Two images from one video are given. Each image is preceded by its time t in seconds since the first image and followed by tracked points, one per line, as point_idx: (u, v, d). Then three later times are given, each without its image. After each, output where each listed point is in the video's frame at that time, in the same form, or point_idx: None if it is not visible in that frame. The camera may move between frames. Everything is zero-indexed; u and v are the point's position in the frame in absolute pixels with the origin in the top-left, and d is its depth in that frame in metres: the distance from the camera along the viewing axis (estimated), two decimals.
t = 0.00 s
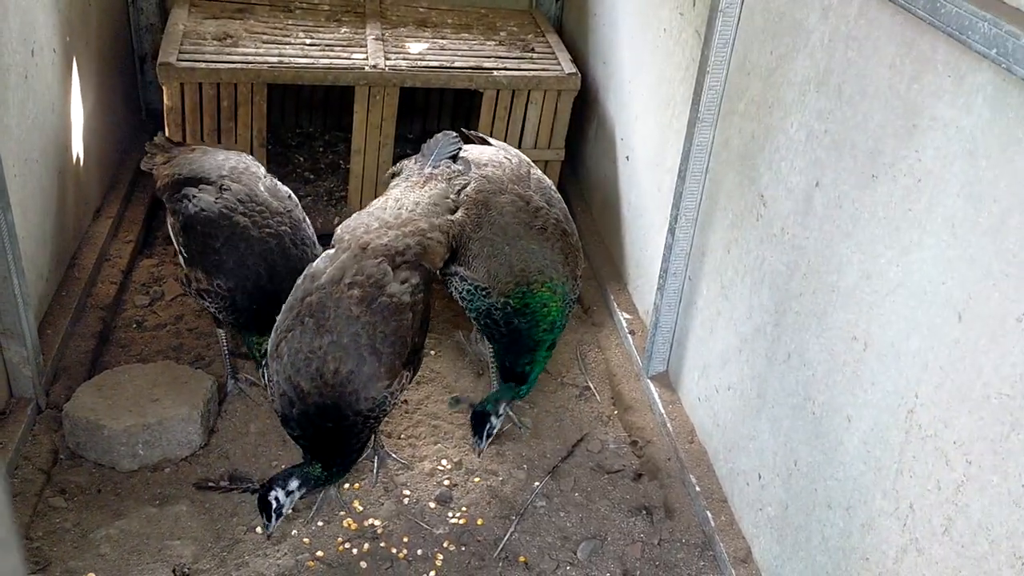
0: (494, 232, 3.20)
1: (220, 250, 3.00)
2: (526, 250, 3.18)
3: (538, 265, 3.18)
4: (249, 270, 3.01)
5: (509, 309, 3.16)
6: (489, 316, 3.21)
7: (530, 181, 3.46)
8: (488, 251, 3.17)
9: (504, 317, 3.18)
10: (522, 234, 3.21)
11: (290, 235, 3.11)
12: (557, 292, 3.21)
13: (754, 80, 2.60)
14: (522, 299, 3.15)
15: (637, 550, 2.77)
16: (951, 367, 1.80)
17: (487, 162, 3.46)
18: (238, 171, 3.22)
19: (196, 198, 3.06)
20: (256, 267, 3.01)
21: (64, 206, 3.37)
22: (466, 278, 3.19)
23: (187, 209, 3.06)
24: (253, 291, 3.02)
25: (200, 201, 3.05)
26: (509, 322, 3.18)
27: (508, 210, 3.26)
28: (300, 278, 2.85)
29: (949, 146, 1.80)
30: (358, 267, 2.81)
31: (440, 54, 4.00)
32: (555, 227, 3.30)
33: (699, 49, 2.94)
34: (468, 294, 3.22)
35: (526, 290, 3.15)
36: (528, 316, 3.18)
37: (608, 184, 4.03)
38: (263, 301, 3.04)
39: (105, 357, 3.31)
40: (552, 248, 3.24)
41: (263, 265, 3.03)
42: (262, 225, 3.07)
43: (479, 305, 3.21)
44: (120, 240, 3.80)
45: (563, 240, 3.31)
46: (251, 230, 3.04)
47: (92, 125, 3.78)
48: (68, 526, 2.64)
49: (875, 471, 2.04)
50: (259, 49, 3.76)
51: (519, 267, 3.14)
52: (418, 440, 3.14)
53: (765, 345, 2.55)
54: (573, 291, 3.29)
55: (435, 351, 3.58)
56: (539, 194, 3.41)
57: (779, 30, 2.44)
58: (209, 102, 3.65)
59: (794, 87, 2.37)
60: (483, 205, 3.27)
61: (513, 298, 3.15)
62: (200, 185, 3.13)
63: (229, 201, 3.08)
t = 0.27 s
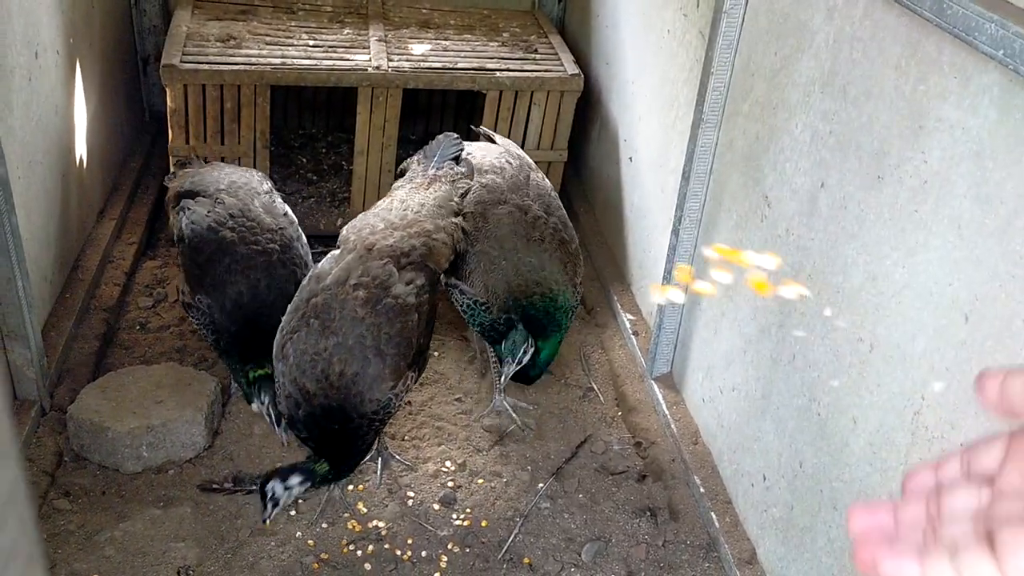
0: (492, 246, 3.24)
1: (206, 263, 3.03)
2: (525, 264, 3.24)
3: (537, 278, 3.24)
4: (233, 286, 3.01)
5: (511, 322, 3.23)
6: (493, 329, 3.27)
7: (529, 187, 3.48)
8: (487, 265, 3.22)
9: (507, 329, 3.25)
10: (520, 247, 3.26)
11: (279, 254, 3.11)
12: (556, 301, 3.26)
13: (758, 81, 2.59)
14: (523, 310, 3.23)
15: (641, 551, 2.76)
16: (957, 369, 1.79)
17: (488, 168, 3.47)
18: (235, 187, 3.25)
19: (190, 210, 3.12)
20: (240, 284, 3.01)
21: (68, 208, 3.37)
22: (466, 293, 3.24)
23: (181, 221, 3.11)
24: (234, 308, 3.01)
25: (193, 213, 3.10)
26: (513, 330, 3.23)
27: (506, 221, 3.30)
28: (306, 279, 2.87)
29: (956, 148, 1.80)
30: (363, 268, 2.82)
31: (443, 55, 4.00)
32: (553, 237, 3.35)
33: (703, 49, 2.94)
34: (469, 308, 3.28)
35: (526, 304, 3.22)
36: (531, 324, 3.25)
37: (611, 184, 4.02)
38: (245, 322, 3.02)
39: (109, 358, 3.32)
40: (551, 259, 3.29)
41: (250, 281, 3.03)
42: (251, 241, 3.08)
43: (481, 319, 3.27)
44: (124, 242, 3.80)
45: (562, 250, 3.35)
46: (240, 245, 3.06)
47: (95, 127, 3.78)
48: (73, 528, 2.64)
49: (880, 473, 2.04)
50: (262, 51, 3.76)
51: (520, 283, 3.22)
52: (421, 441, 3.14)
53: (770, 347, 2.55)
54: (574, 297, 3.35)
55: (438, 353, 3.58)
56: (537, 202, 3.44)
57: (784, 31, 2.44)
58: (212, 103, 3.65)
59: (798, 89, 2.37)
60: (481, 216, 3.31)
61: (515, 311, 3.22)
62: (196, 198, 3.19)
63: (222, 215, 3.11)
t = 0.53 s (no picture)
0: (491, 237, 3.31)
1: (208, 276, 3.04)
2: (521, 254, 3.28)
3: (532, 267, 3.25)
4: (234, 298, 3.01)
5: (506, 309, 3.21)
6: (486, 316, 3.28)
7: (529, 182, 3.55)
8: (484, 254, 3.28)
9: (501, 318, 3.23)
10: (517, 238, 3.32)
11: (282, 264, 3.11)
12: (552, 292, 3.25)
13: (761, 88, 2.59)
14: (517, 298, 3.20)
15: (641, 559, 2.76)
16: (959, 379, 1.79)
17: (489, 162, 3.56)
18: (234, 199, 3.26)
19: (190, 224, 3.15)
20: (242, 295, 3.01)
21: (70, 211, 3.37)
22: (462, 280, 3.28)
23: (182, 236, 3.15)
24: (239, 319, 2.99)
25: (193, 228, 3.14)
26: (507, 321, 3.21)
27: (505, 213, 3.37)
28: (309, 285, 2.87)
29: (959, 157, 1.80)
30: (368, 275, 2.82)
31: (445, 59, 4.00)
32: (551, 229, 3.40)
33: (706, 55, 2.94)
34: (464, 296, 3.31)
35: (521, 290, 3.20)
36: (524, 313, 3.19)
37: (613, 189, 4.02)
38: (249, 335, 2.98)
39: (110, 362, 3.31)
40: (548, 251, 3.33)
41: (251, 292, 3.03)
42: (253, 253, 3.09)
43: (477, 307, 3.28)
44: (126, 245, 3.80)
45: (560, 244, 3.39)
46: (240, 257, 3.07)
47: (97, 129, 3.78)
48: (73, 532, 2.63)
49: (882, 482, 2.03)
50: (264, 54, 3.76)
51: (516, 270, 3.23)
52: (422, 446, 3.13)
53: (771, 354, 2.55)
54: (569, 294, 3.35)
55: (439, 357, 3.57)
56: (537, 197, 3.50)
57: (786, 39, 2.44)
58: (215, 107, 3.65)
59: (800, 97, 2.36)
60: (480, 209, 3.39)
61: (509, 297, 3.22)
62: (197, 212, 3.22)
63: (223, 228, 3.13)
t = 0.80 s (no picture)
0: (493, 234, 3.28)
1: (211, 272, 3.03)
2: (524, 250, 3.26)
3: (536, 263, 3.25)
4: (237, 295, 3.01)
5: (510, 306, 3.22)
6: (493, 314, 3.29)
7: (533, 179, 3.54)
8: (486, 250, 3.25)
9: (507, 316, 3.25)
10: (520, 233, 3.29)
11: (285, 261, 3.10)
12: (557, 288, 3.26)
13: (761, 86, 2.59)
14: (521, 295, 3.21)
15: (639, 557, 2.76)
16: (958, 376, 1.79)
17: (493, 159, 3.55)
18: (240, 195, 3.24)
19: (194, 220, 3.13)
20: (245, 292, 3.01)
21: (70, 206, 3.37)
22: (466, 276, 3.28)
23: (186, 232, 3.13)
24: (242, 317, 3.00)
25: (198, 224, 3.12)
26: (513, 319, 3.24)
27: (508, 208, 3.35)
28: (306, 288, 2.83)
29: (959, 155, 1.79)
30: (368, 275, 2.80)
31: (446, 57, 3.99)
32: (553, 225, 3.38)
33: (707, 53, 2.93)
34: (467, 292, 3.31)
35: (525, 287, 3.21)
36: (529, 311, 3.23)
37: (613, 188, 4.02)
38: (251, 333, 3.01)
39: (109, 358, 3.31)
40: (551, 247, 3.32)
41: (254, 289, 3.02)
42: (256, 250, 3.08)
43: (481, 303, 3.29)
44: (126, 241, 3.80)
45: (562, 240, 3.38)
46: (243, 254, 3.06)
47: (97, 125, 3.78)
48: (70, 527, 2.63)
49: (881, 480, 2.03)
50: (265, 51, 3.76)
51: (518, 266, 3.22)
52: (420, 444, 3.13)
53: (770, 353, 2.55)
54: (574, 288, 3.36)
55: (439, 355, 3.57)
56: (540, 193, 3.49)
57: (787, 36, 2.43)
58: (215, 104, 3.65)
59: (801, 95, 2.36)
60: (482, 204, 3.36)
61: (513, 294, 3.22)
62: (201, 208, 3.20)
63: (226, 225, 3.12)
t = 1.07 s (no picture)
0: (495, 231, 3.29)
1: (220, 270, 3.03)
2: (527, 250, 3.26)
3: (538, 264, 3.25)
4: (244, 294, 3.01)
5: (510, 307, 3.22)
6: (492, 315, 3.28)
7: (536, 179, 3.54)
8: (488, 247, 3.26)
9: (506, 317, 3.24)
10: (522, 233, 3.29)
11: (293, 262, 3.11)
12: (557, 290, 3.27)
13: (763, 87, 2.59)
14: (522, 298, 3.21)
15: (639, 557, 2.76)
16: (957, 378, 1.79)
17: (497, 158, 3.56)
18: (250, 195, 3.25)
19: (204, 217, 3.13)
20: (252, 292, 3.01)
21: (72, 204, 3.38)
22: (467, 274, 3.29)
23: (195, 228, 3.13)
24: (247, 316, 3.01)
25: (207, 221, 3.11)
26: (512, 321, 3.23)
27: (510, 208, 3.35)
28: (311, 285, 2.86)
29: (960, 157, 1.80)
30: (372, 271, 2.84)
31: (449, 57, 4.00)
32: (556, 225, 3.39)
33: (710, 55, 2.94)
34: (468, 290, 3.31)
35: (526, 289, 3.21)
36: (530, 313, 3.22)
37: (615, 189, 4.02)
38: (256, 331, 3.02)
39: (110, 355, 3.32)
40: (553, 247, 3.32)
41: (261, 289, 3.02)
42: (265, 250, 3.08)
43: (480, 301, 3.28)
44: (127, 239, 3.81)
45: (565, 241, 3.38)
46: (251, 253, 3.06)
47: (100, 123, 3.78)
48: (71, 524, 2.63)
49: (880, 482, 2.03)
50: (268, 50, 3.76)
51: (520, 267, 3.22)
52: (421, 443, 3.14)
53: (771, 354, 2.55)
54: (574, 290, 3.36)
55: (440, 354, 3.58)
56: (543, 193, 3.49)
57: (790, 38, 2.44)
58: (217, 102, 3.66)
59: (803, 96, 2.36)
60: (485, 202, 3.38)
61: (514, 295, 3.22)
62: (212, 206, 3.20)
63: (237, 224, 3.12)
